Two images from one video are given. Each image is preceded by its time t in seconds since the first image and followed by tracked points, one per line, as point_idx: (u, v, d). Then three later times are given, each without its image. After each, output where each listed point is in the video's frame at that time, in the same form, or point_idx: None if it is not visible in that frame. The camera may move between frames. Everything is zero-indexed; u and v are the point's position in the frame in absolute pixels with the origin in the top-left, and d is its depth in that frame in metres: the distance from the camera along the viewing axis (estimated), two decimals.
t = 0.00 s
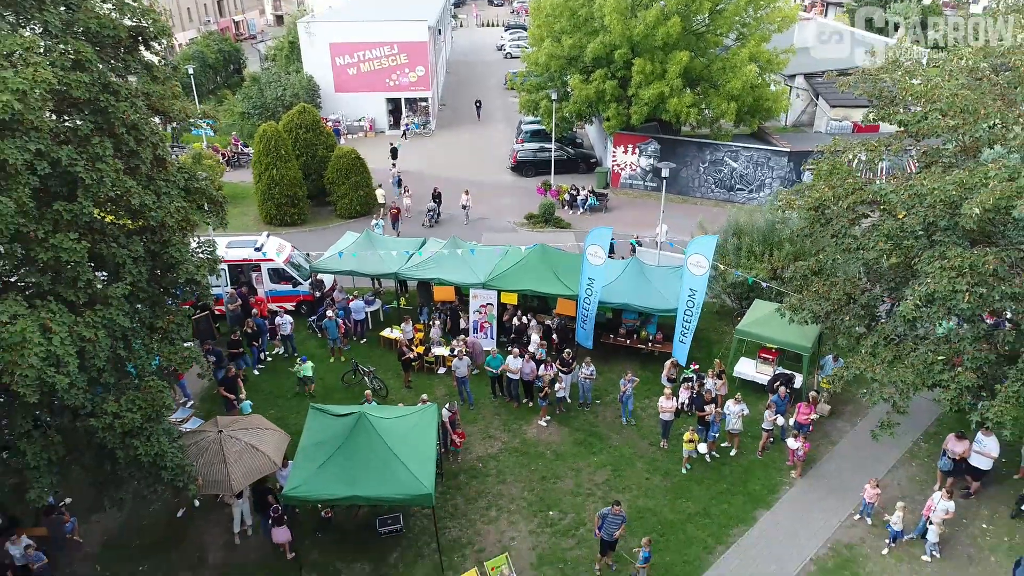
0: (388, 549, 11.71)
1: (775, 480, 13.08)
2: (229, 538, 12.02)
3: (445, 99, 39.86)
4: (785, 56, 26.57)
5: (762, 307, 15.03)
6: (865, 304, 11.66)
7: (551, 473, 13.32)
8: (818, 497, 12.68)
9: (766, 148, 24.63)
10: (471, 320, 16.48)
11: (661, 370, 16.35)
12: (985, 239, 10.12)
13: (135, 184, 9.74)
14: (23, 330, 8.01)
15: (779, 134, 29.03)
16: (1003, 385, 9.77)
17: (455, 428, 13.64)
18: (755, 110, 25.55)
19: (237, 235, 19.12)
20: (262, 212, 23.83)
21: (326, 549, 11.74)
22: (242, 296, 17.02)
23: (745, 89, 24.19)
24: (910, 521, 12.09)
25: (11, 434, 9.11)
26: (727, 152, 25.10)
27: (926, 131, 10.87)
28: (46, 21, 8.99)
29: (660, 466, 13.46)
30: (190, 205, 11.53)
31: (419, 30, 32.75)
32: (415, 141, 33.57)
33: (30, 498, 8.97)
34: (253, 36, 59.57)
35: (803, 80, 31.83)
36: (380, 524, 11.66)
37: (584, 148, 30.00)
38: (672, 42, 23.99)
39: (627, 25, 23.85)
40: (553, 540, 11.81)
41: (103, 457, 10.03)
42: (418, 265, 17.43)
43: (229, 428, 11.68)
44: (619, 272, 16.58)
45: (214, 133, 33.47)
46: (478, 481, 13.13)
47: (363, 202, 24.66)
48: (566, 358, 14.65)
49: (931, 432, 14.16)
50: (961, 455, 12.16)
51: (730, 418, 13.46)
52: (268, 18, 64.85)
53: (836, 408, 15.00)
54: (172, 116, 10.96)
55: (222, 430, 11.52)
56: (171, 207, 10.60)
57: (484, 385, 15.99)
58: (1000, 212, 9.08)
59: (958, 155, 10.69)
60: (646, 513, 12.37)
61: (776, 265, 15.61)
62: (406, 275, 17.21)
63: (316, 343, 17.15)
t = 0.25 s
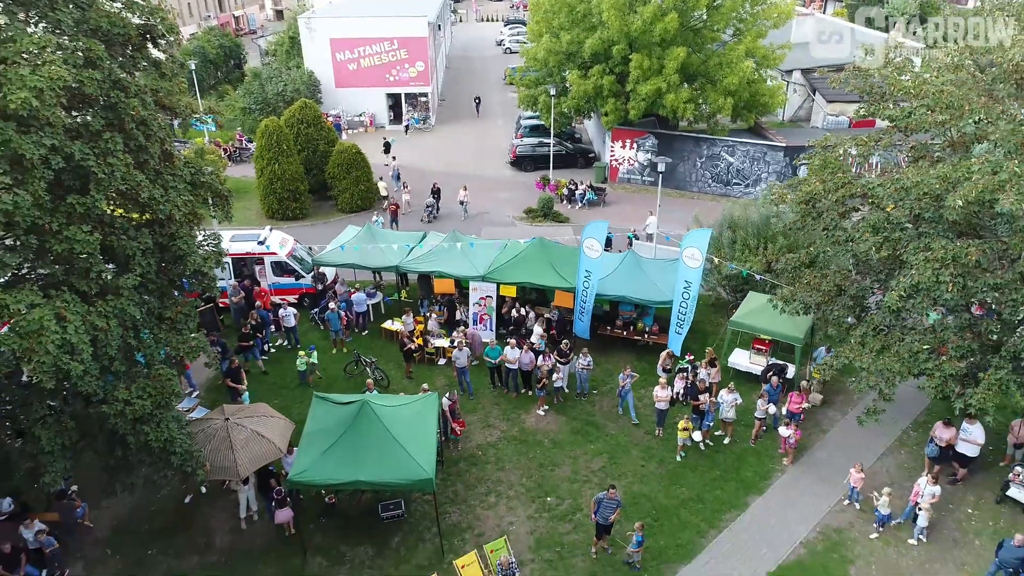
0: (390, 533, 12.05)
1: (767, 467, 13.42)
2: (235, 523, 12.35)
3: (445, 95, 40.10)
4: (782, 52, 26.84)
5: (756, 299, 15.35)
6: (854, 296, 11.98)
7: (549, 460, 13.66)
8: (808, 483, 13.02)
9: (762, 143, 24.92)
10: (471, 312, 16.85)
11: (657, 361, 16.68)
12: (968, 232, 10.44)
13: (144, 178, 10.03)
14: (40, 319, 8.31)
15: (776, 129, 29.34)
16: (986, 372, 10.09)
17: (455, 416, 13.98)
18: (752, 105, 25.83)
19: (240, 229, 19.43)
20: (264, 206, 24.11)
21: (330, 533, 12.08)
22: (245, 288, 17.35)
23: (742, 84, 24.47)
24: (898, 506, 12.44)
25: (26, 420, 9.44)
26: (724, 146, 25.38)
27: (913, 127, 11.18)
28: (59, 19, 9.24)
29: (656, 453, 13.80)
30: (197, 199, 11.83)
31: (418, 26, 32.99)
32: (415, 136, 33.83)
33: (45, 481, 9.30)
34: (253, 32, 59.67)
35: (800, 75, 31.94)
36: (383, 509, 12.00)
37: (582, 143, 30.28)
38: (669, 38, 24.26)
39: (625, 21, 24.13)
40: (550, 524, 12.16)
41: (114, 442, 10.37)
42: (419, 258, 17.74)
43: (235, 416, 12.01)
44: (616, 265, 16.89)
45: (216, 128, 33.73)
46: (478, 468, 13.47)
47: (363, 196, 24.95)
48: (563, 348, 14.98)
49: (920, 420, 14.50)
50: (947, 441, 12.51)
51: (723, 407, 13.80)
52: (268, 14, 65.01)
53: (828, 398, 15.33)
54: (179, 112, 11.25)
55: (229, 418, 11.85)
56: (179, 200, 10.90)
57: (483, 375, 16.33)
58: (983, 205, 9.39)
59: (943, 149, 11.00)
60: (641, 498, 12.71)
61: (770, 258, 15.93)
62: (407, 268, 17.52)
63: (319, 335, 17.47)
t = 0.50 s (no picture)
0: (393, 517, 12.44)
1: (759, 454, 13.80)
2: (242, 508, 12.73)
3: (445, 90, 40.35)
4: (778, 48, 27.11)
5: (750, 290, 15.71)
6: (843, 287, 12.34)
7: (547, 447, 14.04)
8: (799, 469, 13.41)
9: (758, 138, 25.23)
10: (471, 304, 17.25)
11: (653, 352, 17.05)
12: (952, 224, 10.80)
13: (155, 173, 10.38)
14: (59, 307, 8.66)
15: (772, 124, 29.67)
16: (968, 360, 10.47)
17: (456, 405, 14.36)
18: (748, 101, 26.14)
19: (244, 223, 19.79)
20: (267, 201, 24.43)
21: (334, 517, 12.46)
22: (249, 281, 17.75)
23: (738, 80, 24.79)
24: (885, 491, 12.83)
25: (43, 406, 9.81)
26: (720, 142, 25.69)
27: (900, 123, 11.52)
28: (74, 19, 9.55)
29: (651, 441, 14.18)
30: (205, 193, 12.18)
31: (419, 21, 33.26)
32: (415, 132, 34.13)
33: (62, 464, 9.70)
34: (254, 27, 59.78)
35: (797, 72, 32.04)
36: (386, 494, 12.34)
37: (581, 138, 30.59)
38: (666, 34, 24.56)
39: (623, 17, 24.44)
40: (548, 509, 12.54)
41: (128, 428, 10.76)
42: (419, 251, 18.08)
43: (242, 403, 12.38)
44: (613, 258, 17.24)
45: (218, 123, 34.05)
46: (477, 455, 13.85)
47: (365, 190, 25.28)
48: (561, 339, 15.35)
49: (909, 409, 14.89)
50: (934, 428, 12.88)
51: (717, 395, 14.18)
52: (268, 9, 65.17)
53: (820, 387, 15.70)
54: (187, 108, 11.60)
55: (236, 405, 12.23)
56: (188, 194, 11.26)
57: (483, 365, 16.70)
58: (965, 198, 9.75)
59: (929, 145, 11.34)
60: (636, 484, 13.09)
61: (764, 251, 16.28)
62: (408, 261, 17.87)
63: (322, 326, 17.84)
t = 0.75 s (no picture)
0: (394, 504, 12.79)
1: (752, 443, 14.14)
2: (248, 495, 13.08)
3: (445, 87, 40.60)
4: (774, 45, 27.42)
5: (744, 284, 16.03)
6: (833, 280, 12.67)
7: (545, 437, 14.38)
8: (790, 458, 13.76)
9: (755, 135, 25.53)
10: (470, 298, 17.68)
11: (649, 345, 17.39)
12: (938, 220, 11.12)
13: (164, 169, 10.69)
14: (74, 299, 8.97)
15: (770, 120, 30.01)
16: (953, 351, 10.80)
17: (456, 396, 14.70)
18: (745, 98, 26.44)
19: (247, 219, 20.10)
20: (269, 196, 24.74)
21: (338, 505, 12.81)
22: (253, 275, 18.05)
23: (735, 77, 25.09)
24: (874, 479, 13.18)
25: (56, 394, 10.14)
26: (717, 138, 26.00)
27: (889, 120, 11.84)
28: (86, 20, 9.84)
29: (646, 431, 14.53)
30: (211, 188, 12.50)
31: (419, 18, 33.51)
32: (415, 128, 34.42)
33: (75, 451, 10.04)
34: (254, 23, 59.81)
35: (794, 68, 32.48)
36: (387, 482, 12.66)
37: (580, 134, 30.88)
38: (664, 32, 24.85)
39: (621, 15, 24.73)
40: (546, 496, 12.89)
41: (138, 417, 11.10)
42: (420, 246, 18.41)
43: (248, 394, 12.72)
44: (610, 253, 17.56)
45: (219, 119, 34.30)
46: (477, 445, 14.20)
47: (366, 186, 25.58)
48: (559, 332, 15.68)
49: (898, 400, 15.23)
50: (922, 419, 13.21)
51: (711, 387, 14.53)
52: (268, 5, 65.32)
53: (812, 379, 16.05)
54: (193, 106, 11.90)
55: (242, 395, 12.56)
56: (195, 190, 11.58)
57: (482, 358, 17.04)
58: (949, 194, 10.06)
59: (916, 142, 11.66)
60: (632, 473, 13.44)
61: (757, 246, 16.62)
62: (409, 256, 18.19)
63: (324, 319, 18.17)
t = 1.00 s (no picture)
0: (396, 491, 13.22)
1: (743, 432, 14.57)
2: (255, 482, 13.50)
3: (444, 83, 40.91)
4: (770, 43, 27.77)
5: (736, 278, 16.42)
6: (821, 274, 13.07)
7: (543, 427, 14.80)
8: (780, 447, 14.18)
9: (750, 131, 25.89)
10: (470, 292, 18.11)
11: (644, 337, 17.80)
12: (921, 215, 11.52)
13: (173, 166, 11.06)
14: (90, 291, 9.36)
15: (766, 117, 30.29)
16: (935, 342, 11.19)
17: (456, 387, 15.11)
18: (740, 95, 26.80)
19: (250, 214, 20.48)
20: (271, 192, 25.08)
21: (342, 491, 13.24)
22: (256, 269, 18.43)
23: (731, 75, 25.44)
24: (861, 467, 13.61)
25: (71, 384, 10.55)
26: (713, 135, 26.36)
27: (875, 119, 12.22)
28: (99, 22, 10.21)
29: (641, 421, 14.95)
30: (218, 185, 12.88)
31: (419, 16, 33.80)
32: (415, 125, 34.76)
33: (90, 438, 10.45)
34: (254, 19, 59.96)
35: (790, 65, 32.67)
36: (389, 470, 13.14)
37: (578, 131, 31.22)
38: (660, 30, 25.18)
39: (618, 13, 25.05)
40: (543, 483, 13.32)
41: (148, 406, 11.51)
42: (420, 241, 18.79)
43: (254, 384, 13.14)
44: (606, 247, 17.95)
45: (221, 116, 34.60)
46: (476, 434, 14.61)
47: (366, 182, 25.95)
48: (556, 325, 16.09)
49: (886, 391, 15.65)
50: (907, 409, 13.58)
51: (704, 378, 14.92)
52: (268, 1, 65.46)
53: (803, 371, 16.46)
54: (200, 105, 12.27)
55: (248, 385, 12.97)
56: (202, 186, 11.96)
57: (482, 350, 17.45)
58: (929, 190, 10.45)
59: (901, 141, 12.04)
60: (626, 461, 13.86)
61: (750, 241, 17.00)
62: (410, 251, 18.57)
63: (327, 313, 18.57)
